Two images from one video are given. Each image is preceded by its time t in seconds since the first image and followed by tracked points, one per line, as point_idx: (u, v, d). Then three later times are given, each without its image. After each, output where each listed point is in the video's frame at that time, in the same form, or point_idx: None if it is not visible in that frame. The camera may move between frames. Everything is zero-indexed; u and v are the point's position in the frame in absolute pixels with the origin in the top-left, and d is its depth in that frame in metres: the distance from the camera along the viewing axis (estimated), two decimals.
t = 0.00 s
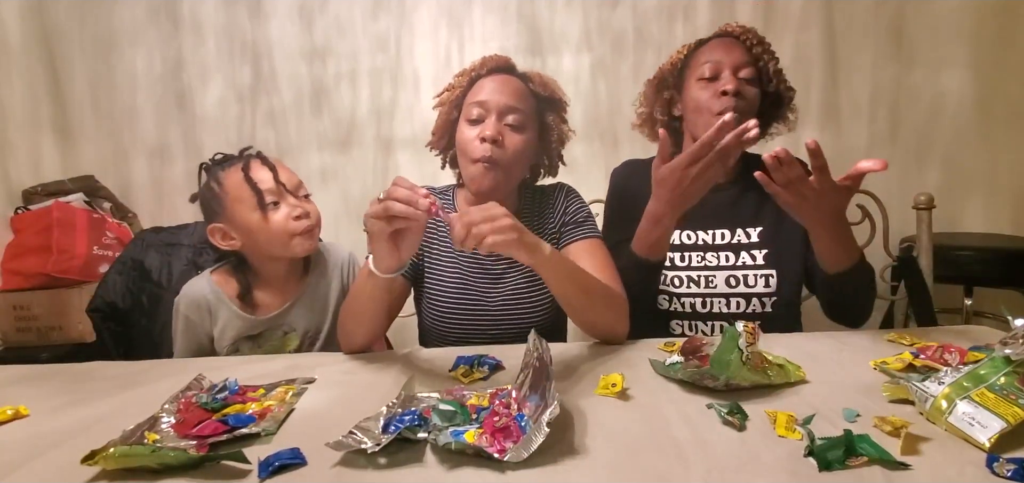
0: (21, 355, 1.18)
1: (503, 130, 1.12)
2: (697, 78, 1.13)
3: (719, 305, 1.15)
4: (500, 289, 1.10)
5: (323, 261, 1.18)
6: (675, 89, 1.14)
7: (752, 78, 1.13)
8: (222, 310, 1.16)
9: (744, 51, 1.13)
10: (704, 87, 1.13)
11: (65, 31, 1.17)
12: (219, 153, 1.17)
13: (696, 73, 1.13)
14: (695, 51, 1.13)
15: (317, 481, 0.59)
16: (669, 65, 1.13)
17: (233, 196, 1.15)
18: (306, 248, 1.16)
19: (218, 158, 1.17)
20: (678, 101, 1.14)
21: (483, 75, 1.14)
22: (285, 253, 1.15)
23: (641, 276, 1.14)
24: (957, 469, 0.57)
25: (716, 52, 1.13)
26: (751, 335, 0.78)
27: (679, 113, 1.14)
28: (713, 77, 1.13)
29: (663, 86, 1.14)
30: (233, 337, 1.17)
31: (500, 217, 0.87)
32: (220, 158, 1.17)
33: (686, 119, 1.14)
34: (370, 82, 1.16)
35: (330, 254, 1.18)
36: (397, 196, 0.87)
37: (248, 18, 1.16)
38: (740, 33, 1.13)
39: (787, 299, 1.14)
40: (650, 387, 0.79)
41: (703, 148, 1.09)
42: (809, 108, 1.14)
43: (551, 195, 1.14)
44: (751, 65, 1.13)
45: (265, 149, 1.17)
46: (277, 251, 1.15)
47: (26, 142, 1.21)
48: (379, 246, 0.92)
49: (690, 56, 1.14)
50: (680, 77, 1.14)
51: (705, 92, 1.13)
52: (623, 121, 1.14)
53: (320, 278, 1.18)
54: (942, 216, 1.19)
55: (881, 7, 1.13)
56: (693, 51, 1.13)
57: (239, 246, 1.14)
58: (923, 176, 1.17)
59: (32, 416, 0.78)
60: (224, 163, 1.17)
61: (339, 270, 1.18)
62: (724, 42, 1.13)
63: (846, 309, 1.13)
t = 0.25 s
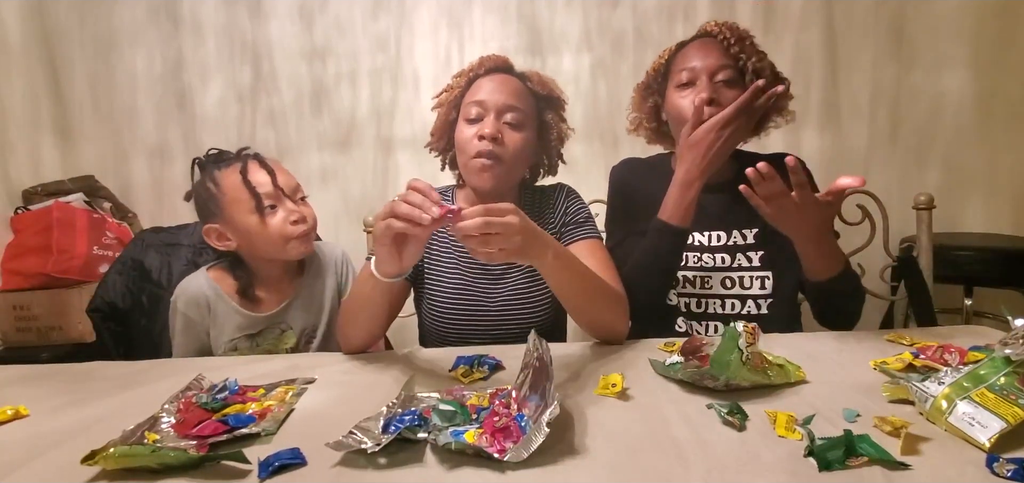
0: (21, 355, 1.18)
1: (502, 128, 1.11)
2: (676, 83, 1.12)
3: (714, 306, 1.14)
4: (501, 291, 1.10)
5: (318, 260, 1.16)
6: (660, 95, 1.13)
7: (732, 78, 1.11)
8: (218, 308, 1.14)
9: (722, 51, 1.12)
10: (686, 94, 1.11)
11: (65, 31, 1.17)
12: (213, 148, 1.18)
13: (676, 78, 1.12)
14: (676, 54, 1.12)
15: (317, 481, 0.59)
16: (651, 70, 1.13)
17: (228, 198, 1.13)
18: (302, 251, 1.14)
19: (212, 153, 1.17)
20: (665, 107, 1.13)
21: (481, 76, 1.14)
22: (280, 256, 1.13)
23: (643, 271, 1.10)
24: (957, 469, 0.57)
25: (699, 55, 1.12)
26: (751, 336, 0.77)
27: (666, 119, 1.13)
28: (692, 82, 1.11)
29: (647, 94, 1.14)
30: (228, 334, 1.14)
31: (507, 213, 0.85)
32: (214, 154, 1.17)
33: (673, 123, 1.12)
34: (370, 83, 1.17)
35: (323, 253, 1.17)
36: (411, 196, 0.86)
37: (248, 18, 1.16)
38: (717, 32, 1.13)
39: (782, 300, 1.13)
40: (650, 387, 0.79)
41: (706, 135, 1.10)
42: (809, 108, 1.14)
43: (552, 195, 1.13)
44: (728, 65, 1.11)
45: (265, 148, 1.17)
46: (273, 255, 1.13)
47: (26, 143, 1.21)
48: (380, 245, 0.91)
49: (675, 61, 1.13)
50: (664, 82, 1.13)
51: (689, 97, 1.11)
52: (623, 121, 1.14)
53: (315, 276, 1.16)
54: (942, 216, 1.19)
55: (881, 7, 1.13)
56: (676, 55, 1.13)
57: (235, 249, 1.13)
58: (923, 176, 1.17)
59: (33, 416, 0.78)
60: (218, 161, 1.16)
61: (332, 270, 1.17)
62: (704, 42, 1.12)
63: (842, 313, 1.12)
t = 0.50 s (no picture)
0: (21, 355, 1.18)
1: (501, 125, 1.11)
2: (672, 80, 1.12)
3: (713, 308, 1.14)
4: (501, 291, 1.10)
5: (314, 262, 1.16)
6: (654, 94, 1.13)
7: (727, 73, 1.11)
8: (213, 309, 1.14)
9: (716, 47, 1.12)
10: (681, 91, 1.11)
11: (65, 31, 1.17)
12: (215, 146, 1.17)
13: (670, 75, 1.12)
14: (670, 54, 1.12)
15: (317, 481, 0.59)
16: (647, 73, 1.13)
17: (224, 203, 1.13)
18: (298, 256, 1.14)
19: (212, 151, 1.17)
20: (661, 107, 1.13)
21: (476, 75, 1.14)
22: (275, 261, 1.13)
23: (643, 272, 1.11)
24: (957, 469, 0.57)
25: (694, 52, 1.12)
26: (751, 336, 0.77)
27: (663, 117, 1.13)
28: (688, 79, 1.11)
29: (642, 95, 1.14)
30: (222, 335, 1.14)
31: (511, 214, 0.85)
32: (214, 151, 1.17)
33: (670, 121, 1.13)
34: (370, 83, 1.17)
35: (320, 253, 1.16)
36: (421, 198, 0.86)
37: (248, 18, 1.16)
38: (710, 30, 1.12)
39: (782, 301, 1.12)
40: (650, 387, 0.79)
41: (701, 139, 1.11)
42: (809, 108, 1.14)
43: (552, 195, 1.13)
44: (723, 60, 1.11)
45: (265, 148, 1.17)
46: (269, 260, 1.13)
47: (26, 143, 1.21)
48: (384, 246, 0.91)
49: (671, 59, 1.12)
50: (660, 81, 1.13)
51: (684, 94, 1.11)
52: (623, 121, 1.14)
53: (311, 278, 1.15)
54: (941, 216, 1.19)
55: (881, 7, 1.13)
56: (670, 55, 1.12)
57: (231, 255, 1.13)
58: (923, 176, 1.18)
59: (33, 416, 0.78)
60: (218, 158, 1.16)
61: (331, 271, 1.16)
62: (698, 42, 1.12)
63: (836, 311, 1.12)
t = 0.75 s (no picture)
0: (21, 355, 1.18)
1: (500, 125, 1.10)
2: (682, 70, 1.12)
3: (719, 314, 1.13)
4: (501, 291, 1.10)
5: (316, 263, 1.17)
6: (661, 88, 1.13)
7: (739, 65, 1.12)
8: (215, 310, 1.15)
9: (727, 40, 1.12)
10: (690, 82, 1.12)
11: (65, 31, 1.17)
12: (222, 143, 1.18)
13: (680, 67, 1.13)
14: (678, 49, 1.13)
15: (316, 481, 0.59)
16: (652, 66, 1.13)
17: (227, 204, 1.14)
18: (298, 262, 1.15)
19: (217, 148, 1.17)
20: (665, 103, 1.13)
21: (473, 76, 1.14)
22: (275, 266, 1.15)
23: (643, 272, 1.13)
24: (957, 469, 0.57)
25: (705, 45, 1.12)
26: (752, 335, 0.77)
27: (666, 113, 1.13)
28: (698, 70, 1.12)
29: (647, 90, 1.14)
30: (225, 335, 1.16)
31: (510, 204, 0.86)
32: (217, 151, 1.17)
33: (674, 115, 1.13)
34: (371, 83, 1.17)
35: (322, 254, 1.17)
36: (432, 205, 0.85)
37: (248, 18, 1.16)
38: (718, 26, 1.13)
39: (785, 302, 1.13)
40: (650, 387, 0.79)
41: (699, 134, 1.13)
42: (809, 108, 1.14)
43: (552, 195, 1.12)
44: (734, 51, 1.12)
45: (266, 148, 1.17)
46: (269, 265, 1.14)
47: (27, 143, 1.21)
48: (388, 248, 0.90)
49: (677, 55, 1.13)
50: (667, 77, 1.13)
51: (694, 83, 1.12)
52: (623, 121, 1.15)
53: (313, 279, 1.17)
54: (942, 216, 1.19)
55: (882, 7, 1.13)
56: (676, 50, 1.13)
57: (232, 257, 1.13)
58: (924, 176, 1.18)
59: (33, 416, 0.78)
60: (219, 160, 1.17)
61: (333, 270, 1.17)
62: (706, 36, 1.12)
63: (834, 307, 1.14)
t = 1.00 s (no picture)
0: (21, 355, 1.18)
1: (497, 126, 1.09)
2: (694, 70, 1.12)
3: (728, 316, 1.13)
4: (501, 291, 1.10)
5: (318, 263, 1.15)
6: (671, 85, 1.13)
7: (755, 67, 1.12)
8: (218, 314, 1.13)
9: (744, 40, 1.12)
10: (702, 82, 1.12)
11: (66, 32, 1.17)
12: (220, 147, 1.17)
13: (692, 66, 1.12)
14: (690, 45, 1.12)
15: (316, 481, 0.59)
16: (662, 61, 1.13)
17: (225, 210, 1.11)
18: (301, 265, 1.13)
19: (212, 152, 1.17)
20: (673, 100, 1.13)
21: (470, 76, 1.13)
22: (278, 270, 1.12)
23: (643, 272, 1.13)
24: (957, 469, 0.57)
25: (717, 43, 1.12)
26: (751, 335, 0.77)
27: (674, 111, 1.13)
28: (711, 69, 1.12)
29: (655, 86, 1.14)
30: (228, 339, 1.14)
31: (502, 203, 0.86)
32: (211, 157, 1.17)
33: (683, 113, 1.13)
34: (371, 83, 1.17)
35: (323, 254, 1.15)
36: (428, 210, 0.85)
37: (248, 18, 1.16)
38: (736, 23, 1.12)
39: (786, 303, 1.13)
40: (650, 387, 0.79)
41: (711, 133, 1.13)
42: (809, 108, 1.14)
43: (551, 195, 1.11)
44: (750, 52, 1.12)
45: (266, 148, 1.17)
46: (272, 269, 1.12)
47: (28, 143, 1.21)
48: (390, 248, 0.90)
49: (688, 52, 1.13)
50: (677, 74, 1.13)
51: (705, 83, 1.12)
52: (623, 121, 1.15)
53: (315, 278, 1.15)
54: (942, 216, 1.19)
55: (881, 7, 1.13)
56: (688, 45, 1.13)
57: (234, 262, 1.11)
58: (924, 177, 1.18)
59: (33, 416, 0.78)
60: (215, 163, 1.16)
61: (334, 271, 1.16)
62: (718, 32, 1.12)
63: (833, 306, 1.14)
